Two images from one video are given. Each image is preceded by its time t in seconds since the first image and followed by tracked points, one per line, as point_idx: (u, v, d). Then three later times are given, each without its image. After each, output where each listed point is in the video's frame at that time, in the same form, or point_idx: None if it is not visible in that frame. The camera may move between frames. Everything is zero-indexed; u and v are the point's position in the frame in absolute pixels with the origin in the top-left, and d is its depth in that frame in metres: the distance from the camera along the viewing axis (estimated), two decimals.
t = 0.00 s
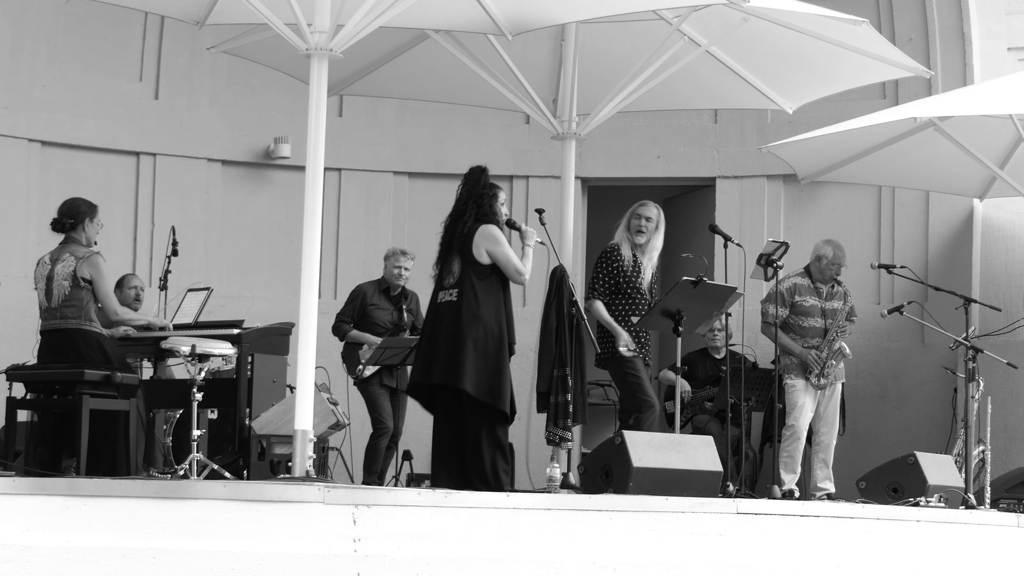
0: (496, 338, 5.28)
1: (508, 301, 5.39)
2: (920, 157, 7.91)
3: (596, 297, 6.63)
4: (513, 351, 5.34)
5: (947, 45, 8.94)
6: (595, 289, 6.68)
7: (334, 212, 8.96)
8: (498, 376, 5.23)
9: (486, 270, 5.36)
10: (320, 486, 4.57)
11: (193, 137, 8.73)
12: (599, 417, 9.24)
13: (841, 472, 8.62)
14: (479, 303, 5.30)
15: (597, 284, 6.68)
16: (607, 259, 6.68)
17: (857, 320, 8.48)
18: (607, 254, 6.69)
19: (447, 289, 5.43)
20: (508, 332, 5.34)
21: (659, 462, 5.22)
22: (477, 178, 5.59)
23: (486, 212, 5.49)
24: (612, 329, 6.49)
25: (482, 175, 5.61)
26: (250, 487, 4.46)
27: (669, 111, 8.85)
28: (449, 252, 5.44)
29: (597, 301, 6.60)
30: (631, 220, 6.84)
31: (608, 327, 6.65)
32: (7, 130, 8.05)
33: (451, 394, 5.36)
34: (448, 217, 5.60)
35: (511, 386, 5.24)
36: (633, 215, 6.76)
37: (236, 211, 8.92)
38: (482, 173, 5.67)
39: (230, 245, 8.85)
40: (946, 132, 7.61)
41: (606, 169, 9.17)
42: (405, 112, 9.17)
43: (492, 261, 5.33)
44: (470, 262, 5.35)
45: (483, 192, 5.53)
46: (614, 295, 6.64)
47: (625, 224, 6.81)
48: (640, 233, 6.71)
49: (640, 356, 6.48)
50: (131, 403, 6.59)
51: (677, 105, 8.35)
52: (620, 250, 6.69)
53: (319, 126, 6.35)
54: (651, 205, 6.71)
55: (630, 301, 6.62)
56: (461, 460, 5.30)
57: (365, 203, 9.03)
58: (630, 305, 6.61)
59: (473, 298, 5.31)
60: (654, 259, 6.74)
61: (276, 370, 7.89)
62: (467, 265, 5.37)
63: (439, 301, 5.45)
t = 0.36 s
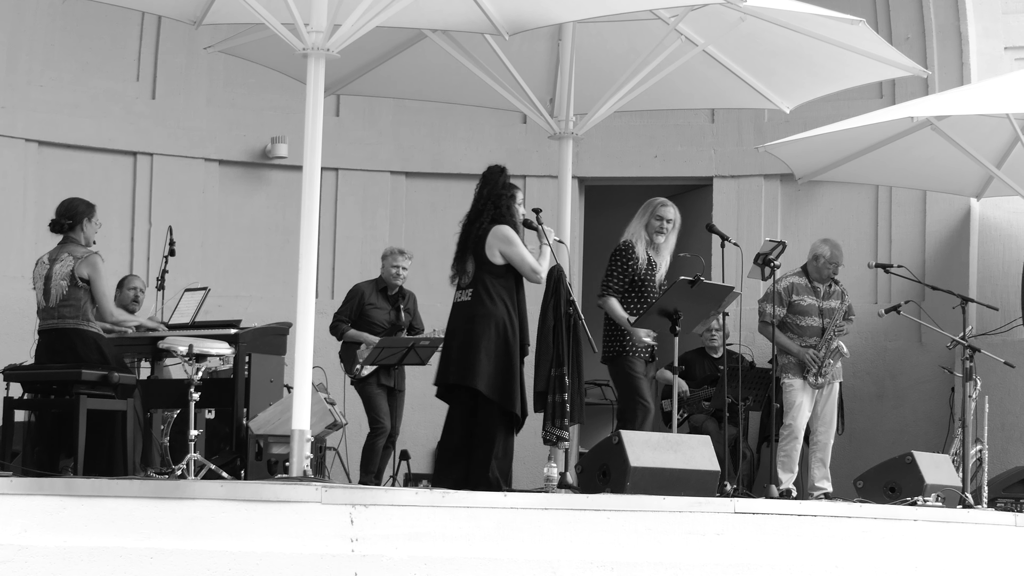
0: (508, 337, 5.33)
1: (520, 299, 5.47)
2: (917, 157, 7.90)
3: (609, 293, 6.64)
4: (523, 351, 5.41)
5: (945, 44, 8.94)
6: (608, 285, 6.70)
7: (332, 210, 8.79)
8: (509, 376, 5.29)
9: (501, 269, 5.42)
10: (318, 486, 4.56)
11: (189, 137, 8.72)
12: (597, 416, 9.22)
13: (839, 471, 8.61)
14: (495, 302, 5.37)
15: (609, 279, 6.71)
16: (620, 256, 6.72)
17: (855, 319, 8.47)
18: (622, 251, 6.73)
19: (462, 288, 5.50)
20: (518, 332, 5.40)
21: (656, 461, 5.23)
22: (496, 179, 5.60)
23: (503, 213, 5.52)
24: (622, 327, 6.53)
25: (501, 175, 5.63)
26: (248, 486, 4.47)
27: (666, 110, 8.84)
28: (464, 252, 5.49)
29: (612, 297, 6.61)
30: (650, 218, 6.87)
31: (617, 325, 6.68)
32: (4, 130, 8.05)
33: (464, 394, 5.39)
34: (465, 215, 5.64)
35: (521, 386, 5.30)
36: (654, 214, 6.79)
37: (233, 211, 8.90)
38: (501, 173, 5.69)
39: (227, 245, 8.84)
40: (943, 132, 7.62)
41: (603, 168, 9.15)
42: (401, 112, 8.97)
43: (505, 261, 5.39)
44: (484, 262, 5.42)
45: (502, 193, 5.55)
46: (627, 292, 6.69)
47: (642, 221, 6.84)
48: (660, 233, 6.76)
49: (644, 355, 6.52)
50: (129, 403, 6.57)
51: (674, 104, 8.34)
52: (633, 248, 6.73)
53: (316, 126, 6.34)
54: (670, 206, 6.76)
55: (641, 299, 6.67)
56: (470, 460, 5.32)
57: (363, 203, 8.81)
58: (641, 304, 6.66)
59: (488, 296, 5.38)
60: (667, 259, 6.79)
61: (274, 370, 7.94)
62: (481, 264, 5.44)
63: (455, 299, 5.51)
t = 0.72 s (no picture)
0: (511, 339, 5.56)
1: (524, 300, 5.69)
2: (914, 156, 7.90)
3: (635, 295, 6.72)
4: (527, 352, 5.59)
5: (941, 43, 8.94)
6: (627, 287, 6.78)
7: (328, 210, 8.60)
8: (511, 378, 5.50)
9: (507, 272, 5.64)
10: (315, 486, 4.56)
11: (186, 136, 8.71)
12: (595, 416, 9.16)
13: (836, 471, 8.55)
14: (500, 303, 5.60)
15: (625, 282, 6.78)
16: (630, 260, 6.81)
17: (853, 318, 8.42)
18: (630, 256, 6.82)
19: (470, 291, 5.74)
20: (519, 333, 5.59)
21: (654, 461, 5.23)
22: (505, 183, 5.84)
23: (512, 217, 5.76)
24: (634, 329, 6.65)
25: (510, 179, 5.87)
26: (246, 487, 4.46)
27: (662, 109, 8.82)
28: (471, 255, 5.73)
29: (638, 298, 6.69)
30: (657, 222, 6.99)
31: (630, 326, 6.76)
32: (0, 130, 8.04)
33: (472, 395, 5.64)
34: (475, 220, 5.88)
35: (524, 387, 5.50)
36: (660, 216, 6.94)
37: (230, 210, 8.88)
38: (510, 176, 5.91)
39: (224, 245, 8.83)
40: (940, 131, 7.62)
41: (600, 168, 9.12)
42: (399, 112, 8.83)
43: (512, 263, 5.61)
44: (490, 266, 5.64)
45: (512, 197, 5.79)
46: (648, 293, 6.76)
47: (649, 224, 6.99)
48: (667, 235, 6.92)
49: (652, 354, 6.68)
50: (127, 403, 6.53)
51: (670, 103, 8.33)
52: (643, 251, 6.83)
53: (313, 125, 6.34)
54: (677, 208, 6.90)
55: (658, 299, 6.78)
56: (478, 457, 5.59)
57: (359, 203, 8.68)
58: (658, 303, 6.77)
59: (492, 299, 5.61)
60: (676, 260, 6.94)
61: (271, 370, 7.91)
62: (488, 267, 5.66)
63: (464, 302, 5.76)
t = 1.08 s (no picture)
0: (510, 339, 5.55)
1: (522, 299, 5.66)
2: (910, 157, 7.91)
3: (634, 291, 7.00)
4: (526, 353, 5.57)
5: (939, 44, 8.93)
6: (629, 282, 7.03)
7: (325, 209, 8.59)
8: (509, 378, 5.50)
9: (504, 272, 5.65)
10: (312, 486, 4.56)
11: (183, 137, 8.71)
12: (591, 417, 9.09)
13: (833, 471, 8.56)
14: (500, 304, 5.60)
15: (627, 277, 7.04)
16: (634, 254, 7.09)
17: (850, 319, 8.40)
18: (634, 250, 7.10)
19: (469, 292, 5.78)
20: (518, 334, 5.58)
21: (651, 461, 5.22)
22: (504, 182, 5.84)
23: (511, 215, 5.77)
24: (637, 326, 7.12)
25: (509, 177, 5.86)
26: (242, 487, 4.46)
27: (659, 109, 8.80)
28: (470, 256, 5.76)
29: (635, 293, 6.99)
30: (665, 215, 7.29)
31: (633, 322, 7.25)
32: None
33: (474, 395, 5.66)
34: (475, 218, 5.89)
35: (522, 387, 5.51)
36: (666, 209, 7.21)
37: (227, 210, 8.88)
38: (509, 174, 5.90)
39: (221, 245, 8.82)
40: (937, 131, 7.62)
41: (598, 168, 9.09)
42: (396, 112, 8.82)
43: (510, 263, 5.62)
44: (489, 266, 5.65)
45: (510, 197, 5.81)
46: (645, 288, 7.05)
47: (656, 217, 7.28)
48: (674, 229, 7.19)
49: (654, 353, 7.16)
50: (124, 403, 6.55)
51: (667, 104, 8.33)
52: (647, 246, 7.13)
53: (310, 126, 6.35)
54: (683, 202, 7.17)
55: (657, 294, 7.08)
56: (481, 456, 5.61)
57: (356, 203, 8.66)
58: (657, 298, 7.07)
59: (489, 299, 5.62)
60: (681, 252, 7.21)
61: (268, 371, 7.91)
62: (487, 268, 5.67)
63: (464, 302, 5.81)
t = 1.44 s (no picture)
0: (504, 335, 5.56)
1: (519, 295, 5.66)
2: (907, 154, 7.91)
3: (636, 282, 7.09)
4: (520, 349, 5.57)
5: (935, 40, 8.94)
6: (632, 275, 7.15)
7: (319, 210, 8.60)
8: (503, 375, 5.51)
9: (499, 267, 5.65)
10: (309, 485, 4.54)
11: (179, 135, 8.69)
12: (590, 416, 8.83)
13: (830, 470, 8.50)
14: (498, 301, 5.62)
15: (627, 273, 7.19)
16: (634, 251, 7.20)
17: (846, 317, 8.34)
18: (634, 248, 7.21)
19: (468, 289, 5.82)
20: (513, 330, 5.59)
21: (648, 459, 5.22)
22: (497, 177, 5.82)
23: (503, 210, 5.78)
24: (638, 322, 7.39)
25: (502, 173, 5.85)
26: (238, 486, 4.45)
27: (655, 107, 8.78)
28: (466, 254, 5.80)
29: (638, 284, 7.09)
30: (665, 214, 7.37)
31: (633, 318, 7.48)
32: None
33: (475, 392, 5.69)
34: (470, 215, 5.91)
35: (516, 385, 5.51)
36: (668, 208, 7.29)
37: (223, 210, 8.85)
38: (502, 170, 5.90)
39: (217, 244, 8.79)
40: (934, 128, 7.62)
41: (594, 166, 9.06)
42: (392, 111, 8.80)
43: (502, 259, 5.61)
44: (484, 263, 5.66)
45: (503, 191, 5.80)
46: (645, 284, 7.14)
47: (658, 216, 7.36)
48: (675, 227, 7.27)
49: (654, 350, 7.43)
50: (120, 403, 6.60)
51: (664, 102, 8.33)
52: (648, 242, 7.24)
53: (305, 125, 6.30)
54: (683, 200, 7.25)
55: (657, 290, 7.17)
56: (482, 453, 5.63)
57: (352, 201, 8.63)
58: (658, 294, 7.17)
59: (485, 296, 5.64)
60: (685, 251, 7.30)
61: (264, 369, 7.86)
62: (483, 265, 5.68)
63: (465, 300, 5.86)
